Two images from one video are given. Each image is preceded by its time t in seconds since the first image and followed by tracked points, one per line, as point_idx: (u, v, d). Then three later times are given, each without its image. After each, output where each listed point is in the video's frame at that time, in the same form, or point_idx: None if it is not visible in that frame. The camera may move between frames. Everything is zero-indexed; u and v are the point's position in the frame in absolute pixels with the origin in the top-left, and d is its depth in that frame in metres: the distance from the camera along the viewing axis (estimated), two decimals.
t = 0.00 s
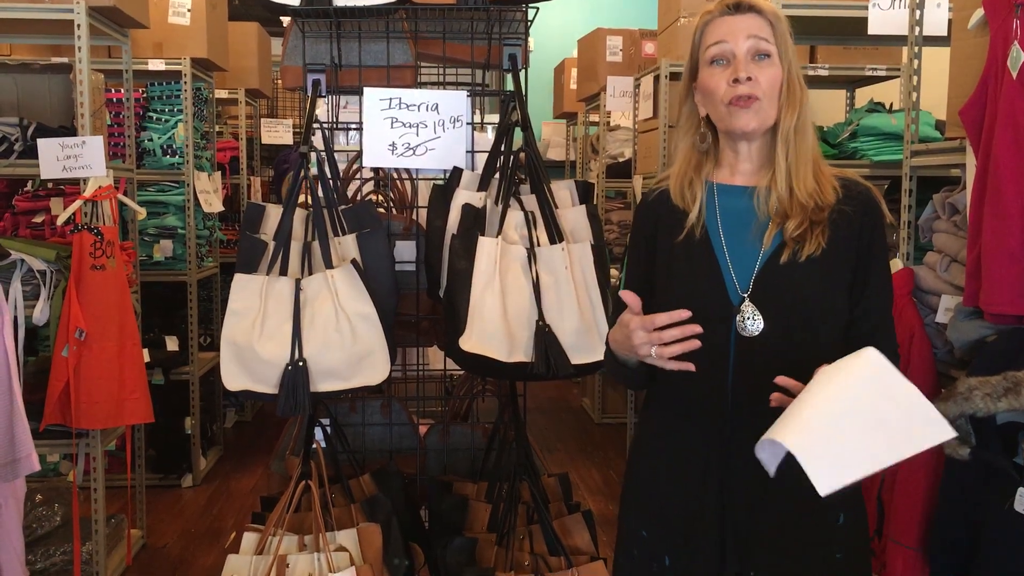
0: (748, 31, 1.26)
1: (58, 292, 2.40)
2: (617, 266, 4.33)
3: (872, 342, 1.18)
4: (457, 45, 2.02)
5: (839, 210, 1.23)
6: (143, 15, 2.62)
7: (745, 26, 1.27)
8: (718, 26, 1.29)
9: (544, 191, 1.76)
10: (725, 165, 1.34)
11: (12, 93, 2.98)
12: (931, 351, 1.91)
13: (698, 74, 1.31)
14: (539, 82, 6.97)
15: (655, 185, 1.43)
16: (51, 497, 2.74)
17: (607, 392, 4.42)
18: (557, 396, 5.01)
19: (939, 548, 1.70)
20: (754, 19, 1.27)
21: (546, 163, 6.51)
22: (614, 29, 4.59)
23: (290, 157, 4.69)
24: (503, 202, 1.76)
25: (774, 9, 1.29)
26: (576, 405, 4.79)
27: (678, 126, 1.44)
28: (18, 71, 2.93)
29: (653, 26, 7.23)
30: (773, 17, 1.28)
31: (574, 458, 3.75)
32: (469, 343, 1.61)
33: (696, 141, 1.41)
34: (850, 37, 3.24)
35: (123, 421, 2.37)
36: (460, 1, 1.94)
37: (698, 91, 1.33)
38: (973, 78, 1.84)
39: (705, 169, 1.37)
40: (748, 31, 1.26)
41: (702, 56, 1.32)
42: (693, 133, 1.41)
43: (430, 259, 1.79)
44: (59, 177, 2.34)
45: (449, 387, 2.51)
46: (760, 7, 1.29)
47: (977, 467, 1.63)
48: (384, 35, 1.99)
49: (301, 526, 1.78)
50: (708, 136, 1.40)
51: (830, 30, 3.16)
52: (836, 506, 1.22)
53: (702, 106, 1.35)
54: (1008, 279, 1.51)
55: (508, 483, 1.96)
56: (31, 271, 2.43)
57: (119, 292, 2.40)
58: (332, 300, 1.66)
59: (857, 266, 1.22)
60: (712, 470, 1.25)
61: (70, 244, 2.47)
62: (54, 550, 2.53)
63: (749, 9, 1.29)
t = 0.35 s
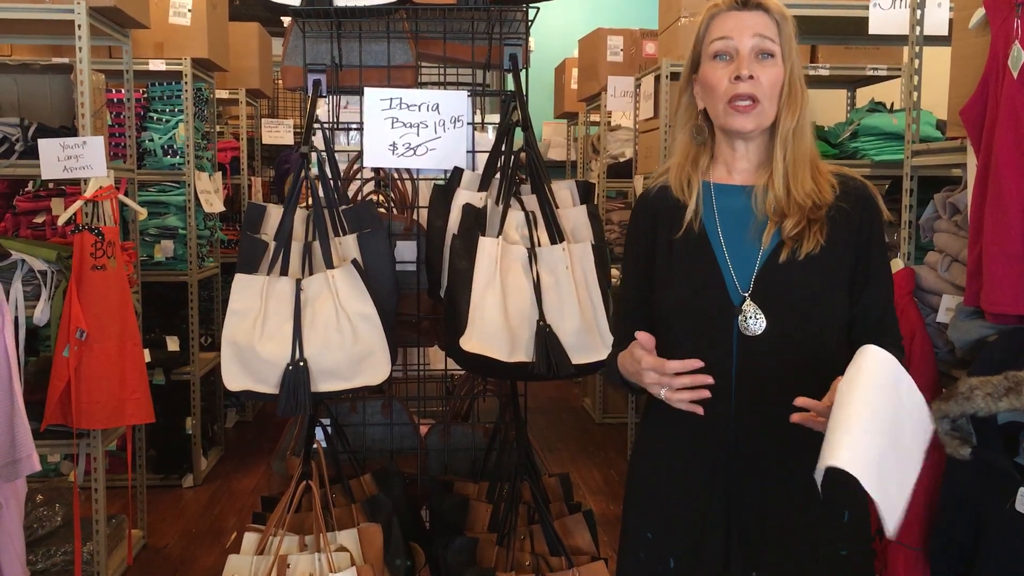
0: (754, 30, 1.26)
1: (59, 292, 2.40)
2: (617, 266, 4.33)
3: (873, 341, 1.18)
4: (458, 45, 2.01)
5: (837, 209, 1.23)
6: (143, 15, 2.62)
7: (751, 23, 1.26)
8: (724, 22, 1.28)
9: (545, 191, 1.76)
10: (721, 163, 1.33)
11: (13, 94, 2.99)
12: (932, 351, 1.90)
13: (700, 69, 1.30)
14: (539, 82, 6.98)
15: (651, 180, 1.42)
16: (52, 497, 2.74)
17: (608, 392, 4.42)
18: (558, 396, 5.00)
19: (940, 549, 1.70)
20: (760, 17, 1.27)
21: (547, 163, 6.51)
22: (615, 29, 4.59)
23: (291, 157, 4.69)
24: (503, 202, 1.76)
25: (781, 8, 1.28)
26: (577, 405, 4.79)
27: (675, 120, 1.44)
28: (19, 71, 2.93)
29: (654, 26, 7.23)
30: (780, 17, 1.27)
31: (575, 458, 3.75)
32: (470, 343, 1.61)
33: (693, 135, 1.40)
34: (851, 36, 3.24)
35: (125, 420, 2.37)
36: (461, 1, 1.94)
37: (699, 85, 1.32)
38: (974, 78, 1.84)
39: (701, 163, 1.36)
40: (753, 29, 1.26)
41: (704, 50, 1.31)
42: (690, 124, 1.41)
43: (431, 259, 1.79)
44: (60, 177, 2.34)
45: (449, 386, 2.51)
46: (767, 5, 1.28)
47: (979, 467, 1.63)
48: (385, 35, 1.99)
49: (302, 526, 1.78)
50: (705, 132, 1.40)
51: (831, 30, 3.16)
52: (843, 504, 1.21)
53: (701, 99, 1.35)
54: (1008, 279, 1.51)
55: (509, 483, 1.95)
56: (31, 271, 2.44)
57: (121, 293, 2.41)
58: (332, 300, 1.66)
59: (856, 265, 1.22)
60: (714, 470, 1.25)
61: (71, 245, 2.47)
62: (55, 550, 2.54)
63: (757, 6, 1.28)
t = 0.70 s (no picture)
0: (754, 22, 1.26)
1: (59, 293, 2.40)
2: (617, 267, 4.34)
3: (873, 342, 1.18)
4: (457, 46, 2.01)
5: (837, 208, 1.24)
6: (143, 17, 2.62)
7: (750, 16, 1.27)
8: (725, 15, 1.29)
9: (544, 192, 1.76)
10: (721, 160, 1.33)
11: (13, 95, 2.99)
12: (932, 352, 1.90)
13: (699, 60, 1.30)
14: (540, 83, 6.98)
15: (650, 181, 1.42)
16: (51, 499, 2.74)
17: (608, 393, 4.42)
18: (558, 397, 5.01)
19: (940, 550, 1.70)
20: (760, 12, 1.28)
21: (547, 164, 6.51)
22: (615, 30, 4.59)
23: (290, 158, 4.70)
24: (502, 203, 1.76)
25: (779, 6, 1.30)
26: (578, 405, 4.79)
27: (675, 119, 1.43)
28: (18, 73, 2.93)
29: (654, 27, 7.23)
30: (778, 12, 1.29)
31: (575, 460, 3.75)
32: (469, 345, 1.61)
33: (691, 134, 1.39)
34: (851, 37, 3.23)
35: (125, 421, 2.37)
36: (460, 2, 1.93)
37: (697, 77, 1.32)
38: (973, 79, 1.84)
39: (699, 164, 1.35)
40: (752, 21, 1.26)
41: (703, 43, 1.31)
42: (689, 125, 1.41)
43: (430, 260, 1.79)
44: (59, 179, 2.34)
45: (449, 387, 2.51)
46: (766, 2, 1.29)
47: (978, 468, 1.63)
48: (384, 36, 1.99)
49: (301, 527, 1.79)
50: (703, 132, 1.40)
51: (831, 31, 3.16)
52: (842, 504, 1.23)
53: (699, 93, 1.34)
54: (1007, 280, 1.51)
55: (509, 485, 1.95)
56: (31, 272, 2.42)
57: (121, 294, 2.41)
58: (332, 301, 1.66)
59: (855, 266, 1.22)
60: (714, 472, 1.24)
61: (70, 246, 2.48)
62: (55, 551, 2.54)
63: (755, 3, 1.29)
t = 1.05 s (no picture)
0: (751, 53, 1.23)
1: (60, 294, 2.41)
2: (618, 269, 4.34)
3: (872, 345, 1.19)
4: (458, 48, 2.02)
5: (839, 211, 1.24)
6: (145, 19, 2.63)
7: (747, 46, 1.23)
8: (720, 42, 1.25)
9: (545, 194, 1.77)
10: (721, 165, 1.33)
11: (14, 96, 2.99)
12: (931, 354, 1.91)
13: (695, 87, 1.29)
14: (540, 86, 6.98)
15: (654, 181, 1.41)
16: (52, 500, 2.75)
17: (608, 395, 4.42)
18: (559, 399, 5.01)
19: (940, 552, 1.70)
20: (757, 38, 1.24)
21: (548, 166, 6.52)
22: (616, 32, 4.59)
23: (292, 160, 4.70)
24: (503, 205, 1.76)
25: (776, 22, 1.25)
26: (578, 407, 4.79)
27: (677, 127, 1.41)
28: (20, 74, 2.93)
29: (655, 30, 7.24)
30: (776, 35, 1.25)
31: (576, 462, 3.75)
32: (471, 347, 1.61)
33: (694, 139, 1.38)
34: (851, 40, 3.24)
35: (126, 422, 2.38)
36: (461, 4, 1.93)
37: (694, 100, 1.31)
38: (973, 82, 1.85)
39: (701, 167, 1.35)
40: (749, 52, 1.23)
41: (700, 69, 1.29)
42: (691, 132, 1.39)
43: (431, 263, 1.79)
44: (61, 180, 2.34)
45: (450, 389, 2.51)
46: (762, 23, 1.25)
47: (978, 470, 1.63)
48: (385, 39, 1.99)
49: (302, 529, 1.79)
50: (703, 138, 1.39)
51: (832, 34, 3.17)
52: (841, 505, 1.23)
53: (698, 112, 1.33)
54: (1006, 282, 1.51)
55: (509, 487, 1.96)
56: (32, 273, 2.43)
57: (121, 296, 2.41)
58: (333, 303, 1.67)
59: (855, 269, 1.22)
60: (714, 473, 1.25)
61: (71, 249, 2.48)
62: (55, 553, 2.54)
63: (752, 24, 1.25)
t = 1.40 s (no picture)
0: (753, 56, 1.25)
1: (61, 295, 2.41)
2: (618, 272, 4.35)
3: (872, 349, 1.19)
4: (460, 51, 2.04)
5: (840, 220, 1.24)
6: (147, 22, 2.63)
7: (749, 48, 1.25)
8: (722, 45, 1.27)
9: (547, 197, 1.77)
10: (724, 173, 1.35)
11: (15, 98, 3.00)
12: (931, 357, 1.91)
13: (698, 94, 1.29)
14: (542, 88, 6.99)
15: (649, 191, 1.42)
16: (53, 501, 2.75)
17: (609, 397, 4.42)
18: (559, 401, 5.01)
19: (939, 554, 1.70)
20: (759, 40, 1.26)
21: (549, 168, 6.52)
22: (617, 35, 4.60)
23: (293, 162, 4.71)
24: (505, 208, 1.77)
25: (776, 26, 1.27)
26: (579, 409, 4.79)
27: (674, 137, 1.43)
28: (23, 76, 2.95)
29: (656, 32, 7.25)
30: (777, 37, 1.26)
31: (576, 464, 3.76)
32: (470, 348, 1.62)
33: (693, 151, 1.39)
34: (852, 43, 3.25)
35: (127, 423, 2.38)
36: (463, 7, 1.92)
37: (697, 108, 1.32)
38: (973, 86, 1.85)
39: (703, 176, 1.37)
40: (752, 55, 1.25)
41: (702, 74, 1.30)
42: (689, 141, 1.40)
43: (432, 265, 1.79)
44: (64, 182, 2.34)
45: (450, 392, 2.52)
46: (763, 25, 1.27)
47: (977, 473, 1.63)
48: (388, 41, 2.00)
49: (303, 530, 1.80)
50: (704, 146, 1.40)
51: (833, 38, 3.17)
52: (841, 508, 1.23)
53: (700, 117, 1.34)
54: (1006, 286, 1.51)
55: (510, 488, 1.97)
56: (34, 275, 2.45)
57: (123, 297, 2.42)
58: (334, 304, 1.67)
59: (855, 272, 1.22)
60: (714, 475, 1.25)
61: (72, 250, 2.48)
62: (56, 553, 2.54)
63: (753, 26, 1.27)
